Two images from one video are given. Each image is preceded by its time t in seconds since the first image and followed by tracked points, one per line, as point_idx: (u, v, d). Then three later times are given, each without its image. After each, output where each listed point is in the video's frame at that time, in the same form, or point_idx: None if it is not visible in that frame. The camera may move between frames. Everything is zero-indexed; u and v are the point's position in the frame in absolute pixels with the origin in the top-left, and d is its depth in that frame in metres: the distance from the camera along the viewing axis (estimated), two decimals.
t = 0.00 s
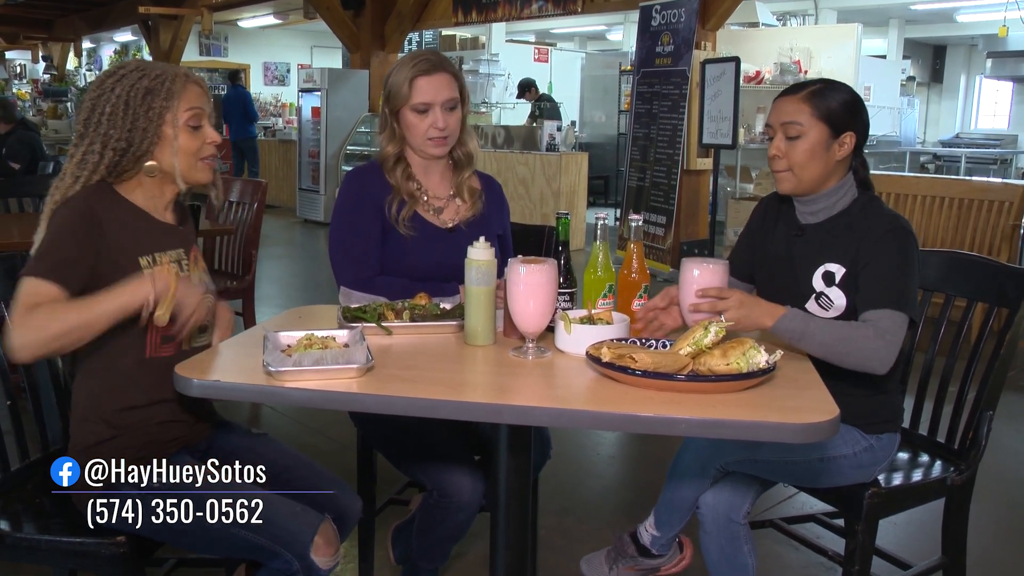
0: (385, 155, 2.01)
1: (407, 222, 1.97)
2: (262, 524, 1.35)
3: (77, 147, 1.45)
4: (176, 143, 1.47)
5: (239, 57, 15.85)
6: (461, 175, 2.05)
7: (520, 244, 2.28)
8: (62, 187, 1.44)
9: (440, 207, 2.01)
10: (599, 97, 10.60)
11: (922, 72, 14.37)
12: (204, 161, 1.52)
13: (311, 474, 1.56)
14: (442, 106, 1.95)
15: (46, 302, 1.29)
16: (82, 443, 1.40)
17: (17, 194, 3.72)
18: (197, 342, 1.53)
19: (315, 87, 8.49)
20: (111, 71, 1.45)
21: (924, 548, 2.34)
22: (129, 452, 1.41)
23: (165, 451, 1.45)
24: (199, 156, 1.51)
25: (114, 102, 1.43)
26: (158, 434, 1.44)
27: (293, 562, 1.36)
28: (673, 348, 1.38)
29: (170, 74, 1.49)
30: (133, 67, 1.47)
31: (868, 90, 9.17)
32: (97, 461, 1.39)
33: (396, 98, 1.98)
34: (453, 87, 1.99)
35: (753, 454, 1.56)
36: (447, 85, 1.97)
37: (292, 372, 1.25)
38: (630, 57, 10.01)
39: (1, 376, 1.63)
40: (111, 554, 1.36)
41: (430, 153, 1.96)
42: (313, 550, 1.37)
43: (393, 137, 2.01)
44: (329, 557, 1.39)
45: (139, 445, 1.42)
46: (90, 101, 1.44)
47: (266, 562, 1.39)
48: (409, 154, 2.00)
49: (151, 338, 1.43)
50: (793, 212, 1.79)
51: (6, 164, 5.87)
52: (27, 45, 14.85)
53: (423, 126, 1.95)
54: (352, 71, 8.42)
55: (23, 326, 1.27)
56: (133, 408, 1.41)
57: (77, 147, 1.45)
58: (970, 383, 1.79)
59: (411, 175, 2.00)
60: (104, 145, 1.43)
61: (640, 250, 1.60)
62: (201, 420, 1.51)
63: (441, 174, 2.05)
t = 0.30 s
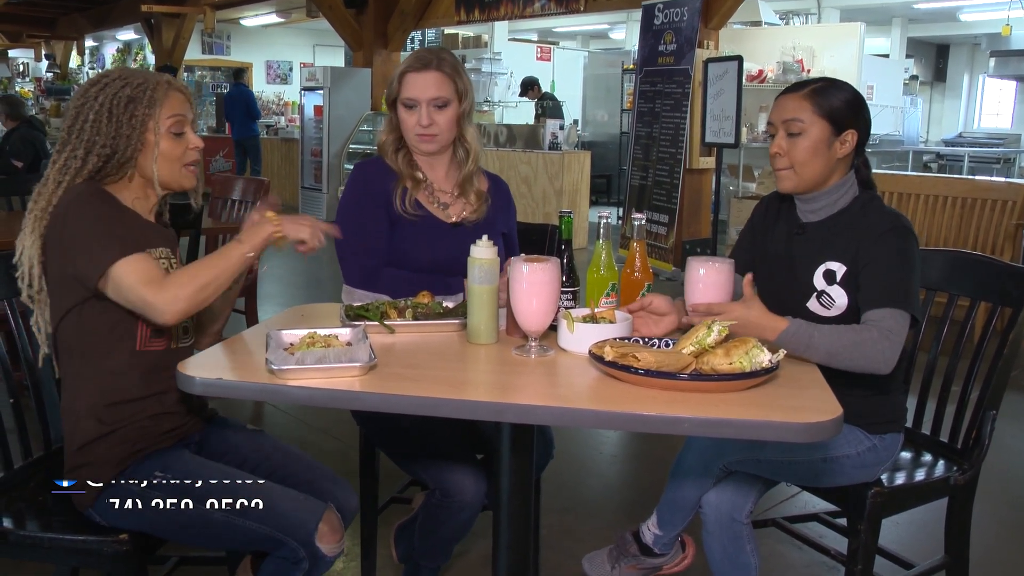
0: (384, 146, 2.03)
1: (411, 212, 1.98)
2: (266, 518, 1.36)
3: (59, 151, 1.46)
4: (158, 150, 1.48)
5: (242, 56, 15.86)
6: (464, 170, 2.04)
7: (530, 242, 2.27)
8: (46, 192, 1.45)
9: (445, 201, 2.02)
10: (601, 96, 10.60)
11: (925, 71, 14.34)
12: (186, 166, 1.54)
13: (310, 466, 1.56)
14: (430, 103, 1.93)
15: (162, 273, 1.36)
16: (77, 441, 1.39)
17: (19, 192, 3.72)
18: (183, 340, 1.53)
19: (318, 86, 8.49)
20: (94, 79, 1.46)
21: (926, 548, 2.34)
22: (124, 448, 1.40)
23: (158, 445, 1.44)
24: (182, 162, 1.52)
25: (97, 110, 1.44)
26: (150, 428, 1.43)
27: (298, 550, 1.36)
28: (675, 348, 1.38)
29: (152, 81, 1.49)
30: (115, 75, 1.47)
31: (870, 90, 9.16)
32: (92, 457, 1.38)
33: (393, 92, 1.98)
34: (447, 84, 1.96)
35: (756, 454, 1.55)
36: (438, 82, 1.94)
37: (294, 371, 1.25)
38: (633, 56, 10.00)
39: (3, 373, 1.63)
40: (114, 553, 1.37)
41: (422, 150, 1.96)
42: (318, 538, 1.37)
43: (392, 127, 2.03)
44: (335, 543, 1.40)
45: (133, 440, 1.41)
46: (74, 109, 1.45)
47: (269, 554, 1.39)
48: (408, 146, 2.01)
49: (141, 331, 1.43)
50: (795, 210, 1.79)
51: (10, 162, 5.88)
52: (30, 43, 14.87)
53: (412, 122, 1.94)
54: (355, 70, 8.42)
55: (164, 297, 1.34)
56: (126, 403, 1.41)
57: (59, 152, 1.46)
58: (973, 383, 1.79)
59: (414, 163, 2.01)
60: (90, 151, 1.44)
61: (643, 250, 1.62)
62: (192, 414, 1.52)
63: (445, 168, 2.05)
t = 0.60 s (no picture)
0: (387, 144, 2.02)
1: (412, 208, 1.97)
2: (263, 513, 1.35)
3: (76, 145, 1.47)
4: (171, 141, 1.48)
5: (241, 52, 15.84)
6: (466, 168, 2.04)
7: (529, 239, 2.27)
8: (66, 186, 1.47)
9: (447, 197, 2.02)
10: (601, 93, 10.59)
11: (925, 69, 14.35)
12: (199, 158, 1.53)
13: (311, 464, 1.55)
14: (435, 102, 1.92)
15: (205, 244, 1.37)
16: (83, 430, 1.39)
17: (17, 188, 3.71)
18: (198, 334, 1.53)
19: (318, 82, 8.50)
20: (106, 73, 1.46)
21: (925, 546, 2.34)
22: (129, 441, 1.40)
23: (162, 441, 1.44)
24: (195, 153, 1.52)
25: (110, 102, 1.44)
26: (158, 422, 1.43)
27: (296, 550, 1.36)
28: (674, 345, 1.38)
29: (163, 74, 1.49)
30: (128, 69, 1.48)
31: (870, 88, 9.16)
32: (93, 450, 1.38)
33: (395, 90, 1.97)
34: (451, 81, 1.95)
35: (755, 452, 1.55)
36: (442, 81, 1.93)
37: (293, 367, 1.25)
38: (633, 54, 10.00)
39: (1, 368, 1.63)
40: (112, 548, 1.37)
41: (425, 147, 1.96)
42: (316, 539, 1.36)
43: (394, 125, 2.02)
44: (332, 544, 1.38)
45: (139, 433, 1.41)
46: (89, 103, 1.46)
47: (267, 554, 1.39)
48: (411, 142, 2.01)
49: (161, 324, 1.44)
50: (793, 206, 1.79)
51: (8, 157, 5.86)
52: (28, 38, 14.82)
53: (416, 120, 1.93)
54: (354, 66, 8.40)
55: (216, 269, 1.36)
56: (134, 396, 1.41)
57: (76, 146, 1.47)
58: (972, 381, 1.78)
59: (415, 161, 2.01)
60: (105, 143, 1.45)
61: (643, 247, 1.61)
62: (198, 412, 1.52)
63: (446, 165, 2.05)
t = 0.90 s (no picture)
0: (389, 145, 2.02)
1: (412, 209, 1.97)
2: (266, 516, 1.35)
3: (103, 150, 1.47)
4: (197, 138, 1.48)
5: (241, 51, 15.85)
6: (467, 168, 2.05)
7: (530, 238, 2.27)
8: (95, 192, 1.46)
9: (448, 198, 2.01)
10: (601, 93, 10.59)
11: (924, 68, 14.34)
12: (223, 154, 1.54)
13: (313, 464, 1.55)
14: (441, 102, 1.93)
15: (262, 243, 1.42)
16: (92, 430, 1.39)
17: (17, 187, 3.72)
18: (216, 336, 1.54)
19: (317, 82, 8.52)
20: (126, 75, 1.46)
21: (925, 544, 2.34)
22: (137, 442, 1.40)
23: (168, 443, 1.43)
24: (219, 150, 1.52)
25: (134, 103, 1.44)
26: (167, 424, 1.43)
27: (298, 554, 1.35)
28: (675, 344, 1.38)
29: (183, 71, 1.49)
30: (147, 69, 1.47)
31: (870, 87, 9.16)
32: (100, 450, 1.38)
33: (400, 90, 1.97)
34: (457, 82, 1.95)
35: (755, 451, 1.56)
36: (448, 81, 1.93)
37: (293, 366, 1.25)
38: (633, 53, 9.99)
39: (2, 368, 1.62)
40: (112, 548, 1.37)
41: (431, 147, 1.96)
42: (319, 542, 1.36)
43: (398, 126, 2.02)
44: (335, 548, 1.38)
45: (146, 434, 1.40)
46: (112, 105, 1.46)
47: (269, 557, 1.39)
48: (413, 143, 2.01)
49: (184, 331, 1.45)
50: (791, 206, 1.79)
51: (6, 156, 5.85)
52: (28, 38, 14.83)
53: (422, 120, 1.93)
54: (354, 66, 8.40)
55: (282, 269, 1.42)
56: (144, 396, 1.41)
57: (103, 151, 1.47)
58: (972, 379, 1.78)
59: (416, 162, 2.01)
60: (132, 145, 1.45)
61: (642, 245, 1.61)
62: (204, 413, 1.51)
63: (447, 166, 2.05)
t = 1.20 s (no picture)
0: (382, 146, 2.01)
1: (403, 211, 1.97)
2: (260, 518, 1.35)
3: (101, 146, 1.46)
4: (196, 138, 1.48)
5: (233, 52, 15.84)
6: (460, 169, 2.04)
7: (522, 239, 2.27)
8: (93, 188, 1.45)
9: (440, 199, 2.01)
10: (594, 92, 10.60)
11: (916, 67, 14.39)
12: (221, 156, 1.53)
13: (307, 464, 1.55)
14: (437, 104, 1.92)
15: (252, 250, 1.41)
16: (86, 433, 1.38)
17: (8, 188, 3.71)
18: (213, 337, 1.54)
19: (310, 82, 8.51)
20: (129, 70, 1.46)
21: (917, 542, 2.35)
22: (131, 445, 1.39)
23: (163, 446, 1.43)
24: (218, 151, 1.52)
25: (135, 99, 1.44)
26: (162, 427, 1.43)
27: (292, 556, 1.35)
28: (667, 343, 1.39)
29: (187, 70, 1.49)
30: (150, 66, 1.47)
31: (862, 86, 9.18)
32: (94, 452, 1.37)
33: (394, 90, 1.96)
34: (451, 83, 1.95)
35: (749, 451, 1.56)
36: (443, 83, 1.93)
37: (286, 367, 1.24)
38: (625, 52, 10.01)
39: None
40: (105, 550, 1.37)
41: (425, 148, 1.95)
42: (313, 545, 1.36)
43: (391, 128, 2.01)
44: (329, 550, 1.38)
45: (140, 438, 1.40)
46: (113, 99, 1.46)
47: (263, 559, 1.38)
48: (407, 144, 2.00)
49: (181, 335, 1.45)
50: (786, 206, 1.79)
51: None
52: (20, 39, 14.78)
53: (417, 122, 1.93)
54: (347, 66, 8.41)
55: (270, 277, 1.40)
56: (139, 399, 1.41)
57: (101, 146, 1.46)
58: (963, 378, 1.79)
59: (408, 164, 2.00)
60: (131, 142, 1.44)
61: (635, 244, 1.60)
62: (199, 416, 1.51)
63: (439, 168, 2.04)
